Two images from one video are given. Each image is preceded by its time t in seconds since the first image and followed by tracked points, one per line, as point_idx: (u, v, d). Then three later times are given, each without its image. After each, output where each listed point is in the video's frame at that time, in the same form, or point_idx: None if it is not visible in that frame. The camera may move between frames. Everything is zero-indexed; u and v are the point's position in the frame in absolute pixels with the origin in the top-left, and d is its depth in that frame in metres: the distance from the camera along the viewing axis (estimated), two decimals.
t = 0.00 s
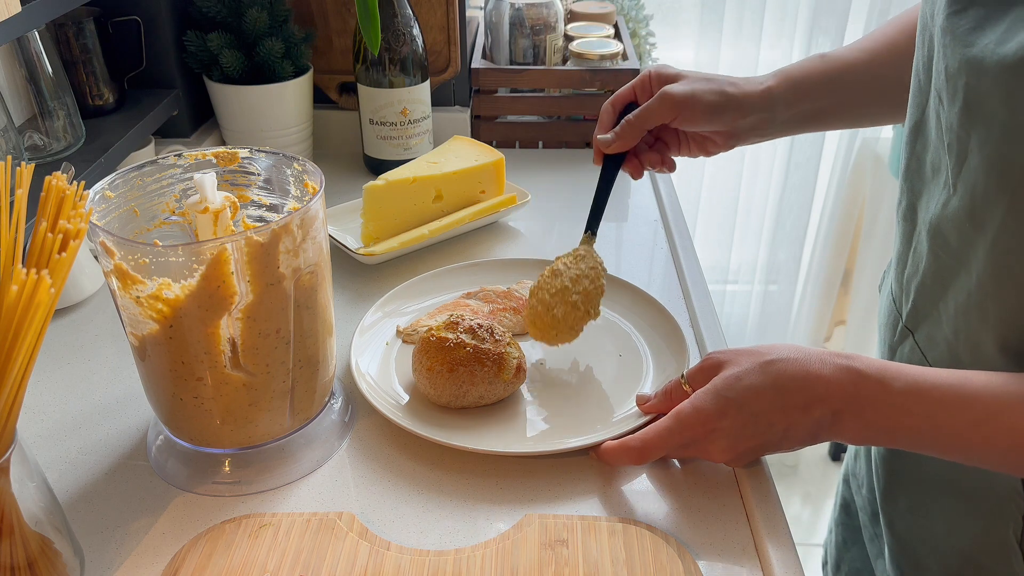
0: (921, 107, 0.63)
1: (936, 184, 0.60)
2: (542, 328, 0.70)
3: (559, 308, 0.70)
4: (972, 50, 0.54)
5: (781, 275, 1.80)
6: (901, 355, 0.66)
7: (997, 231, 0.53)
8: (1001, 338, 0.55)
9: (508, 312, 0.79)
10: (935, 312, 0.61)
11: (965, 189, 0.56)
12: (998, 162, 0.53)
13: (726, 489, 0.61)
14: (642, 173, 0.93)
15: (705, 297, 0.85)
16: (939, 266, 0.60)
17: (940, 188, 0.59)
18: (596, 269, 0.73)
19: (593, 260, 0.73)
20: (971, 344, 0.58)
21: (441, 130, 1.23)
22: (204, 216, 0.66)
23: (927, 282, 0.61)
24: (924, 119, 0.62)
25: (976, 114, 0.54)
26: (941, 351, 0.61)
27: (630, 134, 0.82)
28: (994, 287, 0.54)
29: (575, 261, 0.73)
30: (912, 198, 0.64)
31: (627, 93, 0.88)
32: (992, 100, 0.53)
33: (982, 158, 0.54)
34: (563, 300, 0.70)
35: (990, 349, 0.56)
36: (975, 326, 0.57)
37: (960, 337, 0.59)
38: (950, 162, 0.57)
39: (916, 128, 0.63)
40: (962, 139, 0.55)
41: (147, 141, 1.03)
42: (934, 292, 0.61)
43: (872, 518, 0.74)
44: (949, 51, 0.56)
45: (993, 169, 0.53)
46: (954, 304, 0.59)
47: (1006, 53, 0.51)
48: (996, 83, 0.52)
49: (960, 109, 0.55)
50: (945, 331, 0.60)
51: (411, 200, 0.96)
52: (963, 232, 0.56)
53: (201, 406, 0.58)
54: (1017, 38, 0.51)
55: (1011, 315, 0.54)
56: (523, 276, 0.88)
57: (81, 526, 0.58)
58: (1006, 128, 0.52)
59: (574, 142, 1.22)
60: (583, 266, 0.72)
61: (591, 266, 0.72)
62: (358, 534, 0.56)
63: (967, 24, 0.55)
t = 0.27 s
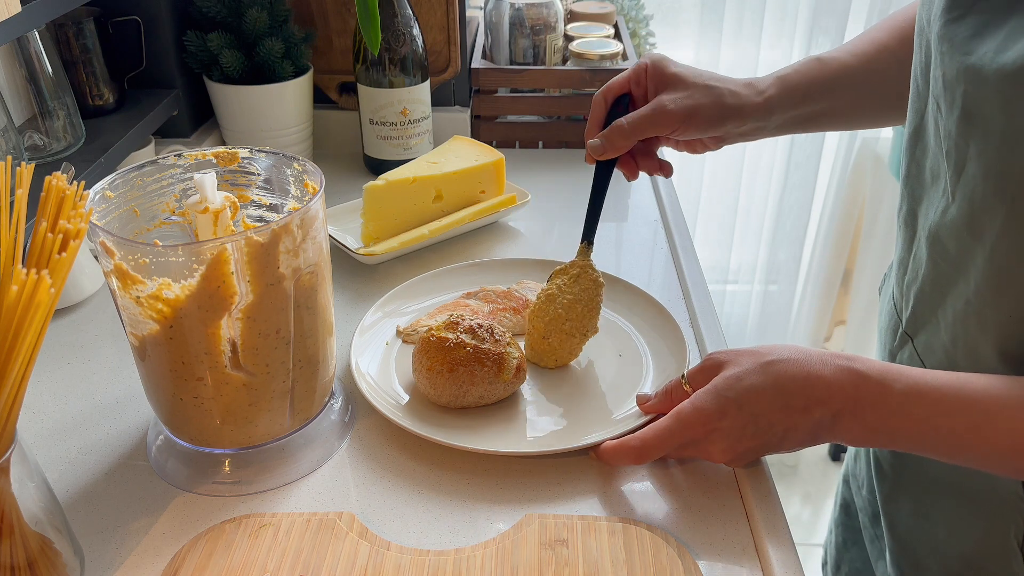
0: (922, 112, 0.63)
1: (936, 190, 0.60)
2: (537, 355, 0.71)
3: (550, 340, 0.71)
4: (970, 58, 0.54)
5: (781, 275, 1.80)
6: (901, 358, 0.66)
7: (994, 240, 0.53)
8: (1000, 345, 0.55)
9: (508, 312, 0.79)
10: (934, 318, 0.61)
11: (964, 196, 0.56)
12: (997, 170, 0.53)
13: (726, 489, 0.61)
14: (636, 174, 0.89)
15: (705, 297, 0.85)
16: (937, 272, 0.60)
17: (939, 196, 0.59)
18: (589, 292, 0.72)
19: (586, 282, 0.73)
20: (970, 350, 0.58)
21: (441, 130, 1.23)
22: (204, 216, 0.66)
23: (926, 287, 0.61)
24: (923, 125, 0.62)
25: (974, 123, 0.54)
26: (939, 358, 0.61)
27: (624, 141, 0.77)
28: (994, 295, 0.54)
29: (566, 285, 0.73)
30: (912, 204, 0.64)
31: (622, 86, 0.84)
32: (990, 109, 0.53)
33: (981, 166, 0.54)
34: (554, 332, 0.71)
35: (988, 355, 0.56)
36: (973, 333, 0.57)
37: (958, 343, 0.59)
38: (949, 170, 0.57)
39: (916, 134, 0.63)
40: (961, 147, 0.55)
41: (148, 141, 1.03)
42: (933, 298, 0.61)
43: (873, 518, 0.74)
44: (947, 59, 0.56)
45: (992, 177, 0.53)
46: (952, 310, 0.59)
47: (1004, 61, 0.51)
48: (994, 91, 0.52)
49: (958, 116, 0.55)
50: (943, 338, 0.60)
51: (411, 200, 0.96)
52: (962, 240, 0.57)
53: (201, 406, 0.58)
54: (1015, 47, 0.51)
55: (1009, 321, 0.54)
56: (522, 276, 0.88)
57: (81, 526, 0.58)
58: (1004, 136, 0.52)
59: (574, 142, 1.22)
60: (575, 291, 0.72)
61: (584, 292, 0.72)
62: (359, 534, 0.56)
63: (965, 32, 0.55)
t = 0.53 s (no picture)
0: (921, 115, 0.63)
1: (936, 193, 0.60)
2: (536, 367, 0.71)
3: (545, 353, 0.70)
4: (970, 62, 0.54)
5: (781, 275, 1.80)
6: (901, 359, 0.66)
7: (993, 244, 0.53)
8: (998, 349, 0.55)
9: (508, 312, 0.79)
10: (932, 321, 0.61)
11: (963, 201, 0.56)
12: (996, 175, 0.53)
13: (726, 489, 0.61)
14: (633, 179, 0.86)
15: (705, 297, 0.85)
16: (936, 276, 0.60)
17: (938, 199, 0.59)
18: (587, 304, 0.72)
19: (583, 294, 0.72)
20: (969, 353, 0.58)
21: (440, 130, 1.23)
22: (204, 216, 0.66)
23: (925, 290, 0.61)
24: (923, 128, 0.62)
25: (974, 127, 0.54)
26: (937, 361, 0.61)
27: (619, 152, 0.73)
28: (993, 299, 0.54)
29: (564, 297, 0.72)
30: (912, 206, 0.64)
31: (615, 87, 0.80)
32: (990, 113, 0.53)
33: (979, 171, 0.54)
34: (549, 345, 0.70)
35: (986, 358, 0.56)
36: (972, 337, 0.57)
37: (956, 346, 0.59)
38: (948, 173, 0.57)
39: (916, 136, 0.63)
40: (960, 150, 0.55)
41: (147, 141, 1.03)
42: (932, 301, 0.61)
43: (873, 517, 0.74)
44: (947, 62, 0.56)
45: (991, 182, 0.53)
46: (950, 313, 0.59)
47: (1003, 66, 0.51)
48: (993, 96, 0.52)
49: (957, 121, 0.55)
50: (942, 341, 0.60)
51: (411, 200, 0.96)
52: (960, 245, 0.57)
53: (201, 406, 0.58)
54: (1014, 52, 0.51)
55: (1007, 325, 0.54)
56: (522, 276, 0.88)
57: (81, 526, 0.58)
58: (1003, 141, 0.52)
59: (574, 142, 1.22)
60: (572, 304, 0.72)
61: (581, 306, 0.71)
62: (358, 534, 0.56)
63: (964, 35, 0.55)
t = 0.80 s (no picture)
0: (923, 115, 0.63)
1: (936, 193, 0.60)
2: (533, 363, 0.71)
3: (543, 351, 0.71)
4: (971, 63, 0.54)
5: (781, 275, 1.80)
6: (901, 359, 0.66)
7: (993, 245, 0.53)
8: (997, 349, 0.55)
9: (507, 312, 0.79)
10: (932, 320, 0.61)
11: (963, 201, 0.56)
12: (996, 175, 0.53)
13: (726, 489, 0.61)
14: (630, 164, 0.84)
15: (705, 296, 0.85)
16: (936, 276, 0.60)
17: (939, 198, 0.59)
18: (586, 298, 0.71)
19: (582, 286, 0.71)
20: (967, 353, 0.58)
21: (440, 130, 1.23)
22: (204, 216, 0.66)
23: (925, 290, 0.61)
24: (924, 128, 0.62)
25: (974, 128, 0.54)
26: (936, 362, 0.61)
27: (615, 138, 0.72)
28: (992, 300, 0.54)
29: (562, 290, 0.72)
30: (913, 206, 0.64)
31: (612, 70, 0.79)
32: (990, 114, 0.53)
33: (979, 171, 0.54)
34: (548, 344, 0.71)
35: (985, 358, 0.56)
36: (971, 337, 0.57)
37: (955, 346, 0.59)
38: (948, 173, 0.57)
39: (917, 136, 0.63)
40: (960, 151, 0.55)
41: (147, 141, 1.03)
42: (932, 301, 0.61)
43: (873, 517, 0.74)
44: (948, 62, 0.56)
45: (991, 183, 0.53)
46: (949, 313, 0.59)
47: (1004, 68, 0.51)
48: (994, 97, 0.52)
49: (957, 121, 0.55)
50: (941, 340, 0.60)
51: (411, 199, 0.96)
52: (960, 245, 0.57)
53: (201, 406, 0.58)
54: (1015, 53, 0.51)
55: (1006, 326, 0.54)
56: (523, 276, 0.88)
57: (81, 525, 0.58)
58: (1003, 142, 0.52)
59: (574, 143, 1.22)
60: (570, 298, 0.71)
61: (579, 300, 0.71)
62: (358, 533, 0.56)
63: (966, 36, 0.55)
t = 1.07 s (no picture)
0: (923, 113, 0.63)
1: (936, 191, 0.60)
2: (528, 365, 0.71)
3: (564, 343, 0.73)
4: (971, 62, 0.54)
5: (781, 275, 1.80)
6: (900, 357, 0.66)
7: (992, 244, 0.54)
8: (996, 348, 0.55)
9: (507, 312, 0.79)
10: (932, 319, 0.61)
11: (962, 199, 0.56)
12: (996, 173, 0.53)
13: (726, 489, 0.61)
14: (647, 155, 0.83)
15: (705, 296, 0.85)
16: (936, 275, 0.60)
17: (939, 197, 0.59)
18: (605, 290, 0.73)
19: (600, 279, 0.73)
20: (966, 352, 0.58)
21: (440, 130, 1.23)
22: (204, 216, 0.66)
23: (925, 290, 0.61)
24: (925, 126, 0.62)
25: (974, 126, 0.54)
26: (935, 361, 0.61)
27: (630, 130, 0.72)
28: (991, 298, 0.54)
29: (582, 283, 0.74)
30: (913, 204, 0.64)
31: (627, 61, 0.79)
32: (991, 112, 0.53)
33: (979, 169, 0.54)
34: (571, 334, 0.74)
35: (984, 357, 0.56)
36: (970, 335, 0.57)
37: (954, 344, 0.59)
38: (948, 172, 0.57)
39: (918, 135, 0.63)
40: (960, 150, 0.55)
41: (147, 141, 1.03)
42: (931, 299, 0.61)
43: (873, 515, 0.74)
44: (949, 61, 0.56)
45: (991, 181, 0.53)
46: (949, 312, 0.59)
47: (1004, 66, 0.51)
48: (994, 95, 0.52)
49: (958, 120, 0.55)
50: (941, 339, 0.60)
51: (411, 199, 0.96)
52: (960, 243, 0.57)
53: (201, 406, 0.58)
54: (1016, 51, 0.51)
55: (1005, 325, 0.54)
56: (522, 276, 0.88)
57: (81, 525, 0.58)
58: (1003, 140, 0.52)
59: (574, 142, 1.22)
60: (591, 290, 0.74)
61: (597, 294, 0.73)
62: (358, 533, 0.56)
63: (967, 34, 0.55)
